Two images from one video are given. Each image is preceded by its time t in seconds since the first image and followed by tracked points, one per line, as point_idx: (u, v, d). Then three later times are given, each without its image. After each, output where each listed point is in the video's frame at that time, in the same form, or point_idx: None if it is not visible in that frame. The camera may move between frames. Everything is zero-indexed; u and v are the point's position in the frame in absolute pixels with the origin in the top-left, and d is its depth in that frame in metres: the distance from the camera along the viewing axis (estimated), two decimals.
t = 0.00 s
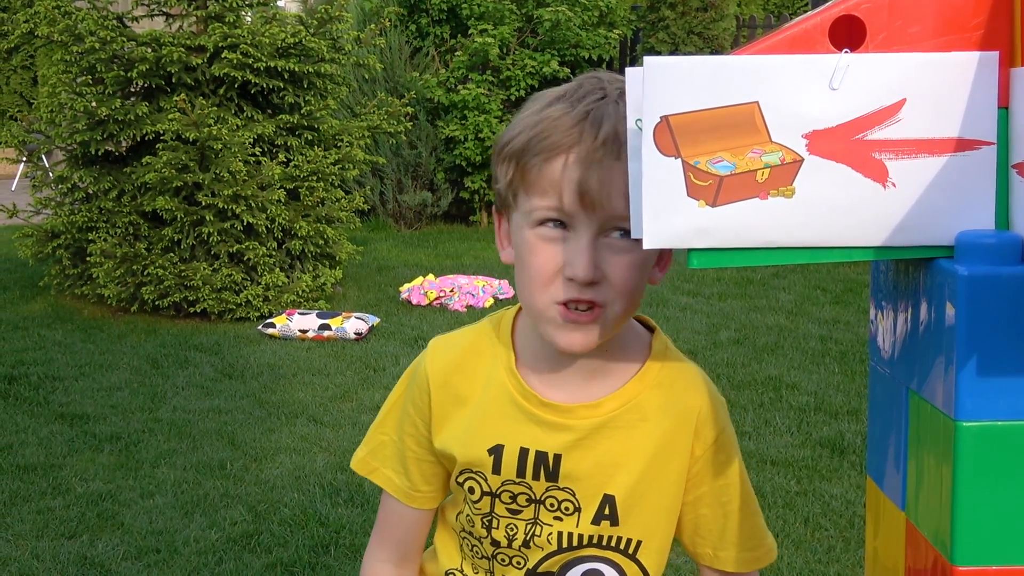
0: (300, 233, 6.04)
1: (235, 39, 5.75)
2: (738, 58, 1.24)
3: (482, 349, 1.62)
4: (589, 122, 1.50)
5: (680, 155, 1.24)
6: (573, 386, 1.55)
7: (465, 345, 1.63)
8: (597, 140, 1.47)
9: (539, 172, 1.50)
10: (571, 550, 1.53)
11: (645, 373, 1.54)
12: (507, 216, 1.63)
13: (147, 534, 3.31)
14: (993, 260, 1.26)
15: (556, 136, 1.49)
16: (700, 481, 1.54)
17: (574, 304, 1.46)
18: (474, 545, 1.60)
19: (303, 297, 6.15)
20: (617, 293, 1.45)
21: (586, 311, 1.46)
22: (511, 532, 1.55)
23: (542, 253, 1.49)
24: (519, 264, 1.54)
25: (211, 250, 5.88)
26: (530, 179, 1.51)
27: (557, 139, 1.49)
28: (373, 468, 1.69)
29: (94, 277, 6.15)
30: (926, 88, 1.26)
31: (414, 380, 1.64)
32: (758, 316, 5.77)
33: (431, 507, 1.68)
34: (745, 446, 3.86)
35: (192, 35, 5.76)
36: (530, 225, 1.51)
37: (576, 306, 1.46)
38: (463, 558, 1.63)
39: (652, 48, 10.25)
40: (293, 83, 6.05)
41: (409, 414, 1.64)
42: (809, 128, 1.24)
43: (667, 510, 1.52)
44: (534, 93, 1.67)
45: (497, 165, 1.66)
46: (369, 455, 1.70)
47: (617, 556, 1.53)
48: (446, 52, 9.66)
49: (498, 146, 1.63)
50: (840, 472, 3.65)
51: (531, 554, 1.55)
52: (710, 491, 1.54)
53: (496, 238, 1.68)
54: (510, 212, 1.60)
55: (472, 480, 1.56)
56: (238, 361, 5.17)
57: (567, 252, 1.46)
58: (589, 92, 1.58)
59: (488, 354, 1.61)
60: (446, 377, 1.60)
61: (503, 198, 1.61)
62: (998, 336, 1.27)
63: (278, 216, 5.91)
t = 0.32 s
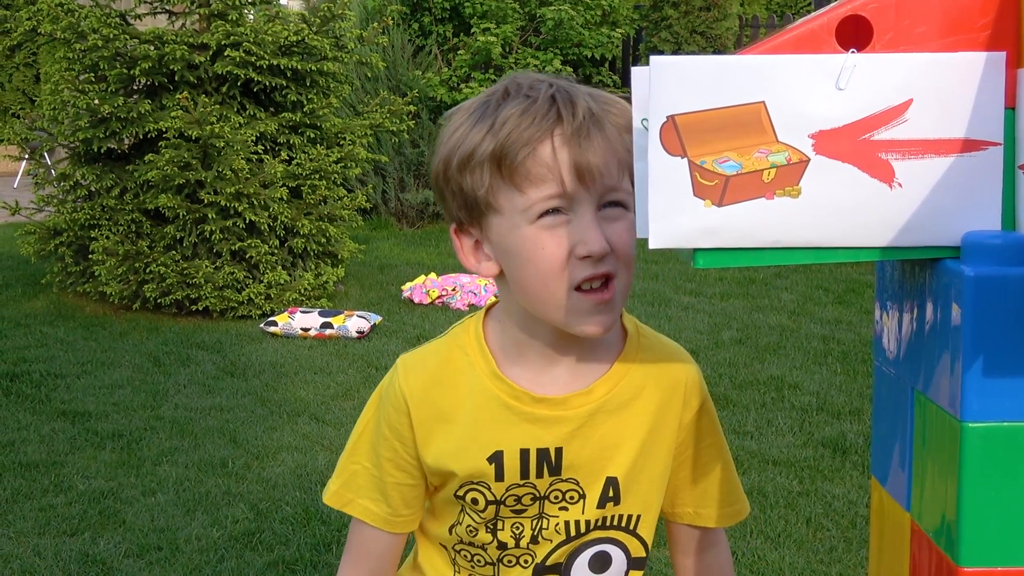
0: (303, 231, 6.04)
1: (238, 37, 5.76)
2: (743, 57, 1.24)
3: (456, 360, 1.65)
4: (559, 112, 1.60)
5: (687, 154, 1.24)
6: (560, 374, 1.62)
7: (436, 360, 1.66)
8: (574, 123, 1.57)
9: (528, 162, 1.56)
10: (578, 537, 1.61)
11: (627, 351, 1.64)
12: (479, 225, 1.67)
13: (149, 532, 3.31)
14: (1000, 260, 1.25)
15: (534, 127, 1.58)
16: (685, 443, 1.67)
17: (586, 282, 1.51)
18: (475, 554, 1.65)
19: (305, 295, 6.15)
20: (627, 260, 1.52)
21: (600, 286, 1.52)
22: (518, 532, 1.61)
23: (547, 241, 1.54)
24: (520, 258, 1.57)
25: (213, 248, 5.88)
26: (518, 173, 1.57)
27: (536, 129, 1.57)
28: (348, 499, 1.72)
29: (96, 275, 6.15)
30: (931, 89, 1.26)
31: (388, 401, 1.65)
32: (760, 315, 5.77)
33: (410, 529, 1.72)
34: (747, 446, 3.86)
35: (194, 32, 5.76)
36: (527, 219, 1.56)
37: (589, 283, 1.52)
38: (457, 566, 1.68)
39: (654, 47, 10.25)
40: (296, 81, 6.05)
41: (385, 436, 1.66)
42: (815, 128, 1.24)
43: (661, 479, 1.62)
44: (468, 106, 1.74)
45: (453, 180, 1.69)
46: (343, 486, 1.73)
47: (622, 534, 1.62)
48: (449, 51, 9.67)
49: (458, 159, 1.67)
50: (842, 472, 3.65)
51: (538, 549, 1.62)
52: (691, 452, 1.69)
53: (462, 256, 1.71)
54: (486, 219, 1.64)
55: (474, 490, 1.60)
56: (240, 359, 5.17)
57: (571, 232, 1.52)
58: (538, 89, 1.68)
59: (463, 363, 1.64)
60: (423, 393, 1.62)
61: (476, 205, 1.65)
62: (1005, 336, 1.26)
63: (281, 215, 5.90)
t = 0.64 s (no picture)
0: (305, 229, 6.02)
1: (242, 34, 5.74)
2: (757, 61, 1.24)
3: (434, 375, 1.61)
4: (504, 116, 1.57)
5: (700, 157, 1.25)
6: (538, 376, 1.59)
7: (415, 376, 1.62)
8: (520, 125, 1.54)
9: (479, 168, 1.52)
10: (576, 533, 1.60)
11: (607, 342, 1.62)
12: (437, 235, 1.63)
13: (150, 528, 3.31)
14: (1013, 264, 1.25)
15: (481, 133, 1.54)
16: (673, 428, 1.66)
17: (548, 283, 1.48)
18: (478, 564, 1.63)
19: (307, 293, 6.14)
20: (585, 257, 1.50)
21: (562, 287, 1.48)
22: (519, 537, 1.60)
23: (505, 246, 1.50)
24: (480, 266, 1.53)
25: (215, 245, 5.88)
26: (470, 180, 1.53)
27: (484, 134, 1.54)
28: (341, 527, 1.68)
29: (97, 271, 6.15)
30: (947, 91, 1.24)
31: (372, 422, 1.62)
32: (761, 317, 5.78)
33: (408, 550, 1.68)
34: (749, 447, 3.86)
35: (198, 29, 5.76)
36: (483, 226, 1.52)
37: (551, 284, 1.48)
38: None
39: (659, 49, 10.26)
40: (299, 79, 6.03)
41: (372, 457, 1.62)
42: (828, 131, 1.24)
43: (647, 465, 1.60)
44: (411, 116, 1.70)
45: (406, 193, 1.66)
46: (335, 516, 1.68)
47: (618, 525, 1.61)
48: (452, 50, 9.78)
49: (408, 171, 1.64)
50: (844, 474, 3.66)
51: (540, 551, 1.61)
52: (679, 436, 1.67)
53: (424, 266, 1.67)
54: (443, 229, 1.60)
55: (471, 499, 1.57)
56: (241, 357, 5.17)
57: (530, 234, 1.49)
58: (480, 93, 1.65)
59: (442, 376, 1.60)
60: (405, 412, 1.58)
61: (432, 215, 1.61)
62: (1017, 341, 1.26)
63: (283, 212, 5.90)
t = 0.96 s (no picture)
0: (305, 228, 6.01)
1: (243, 33, 5.75)
2: (760, 63, 1.24)
3: (414, 377, 1.59)
4: (483, 120, 1.52)
5: (702, 158, 1.25)
6: (522, 376, 1.56)
7: (397, 379, 1.60)
8: (500, 130, 1.50)
9: (458, 173, 1.48)
10: (565, 536, 1.56)
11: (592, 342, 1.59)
12: (412, 241, 1.58)
13: (149, 527, 3.31)
14: (1014, 268, 1.25)
15: (460, 139, 1.50)
16: (661, 426, 1.63)
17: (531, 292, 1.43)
18: (466, 570, 1.60)
19: (307, 292, 6.13)
20: (565, 265, 1.46)
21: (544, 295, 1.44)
22: (507, 541, 1.57)
23: (485, 253, 1.45)
24: (459, 274, 1.48)
25: (215, 243, 5.88)
26: (449, 187, 1.48)
27: (463, 139, 1.50)
28: (325, 530, 1.66)
29: (98, 269, 6.15)
30: (949, 93, 1.24)
31: (353, 425, 1.60)
32: (760, 319, 5.78)
33: (394, 555, 1.66)
34: (748, 449, 3.86)
35: (200, 28, 5.77)
36: (463, 233, 1.47)
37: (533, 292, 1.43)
38: None
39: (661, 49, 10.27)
40: (301, 78, 6.02)
41: (354, 461, 1.60)
42: (830, 135, 1.24)
43: (635, 465, 1.56)
44: (382, 118, 1.65)
45: (379, 198, 1.61)
46: (319, 519, 1.66)
47: (607, 527, 1.57)
48: (453, 50, 9.77)
49: (383, 176, 1.59)
50: (843, 476, 3.66)
51: (529, 555, 1.57)
52: (668, 437, 1.64)
53: (398, 273, 1.62)
54: (419, 235, 1.55)
55: (453, 503, 1.54)
56: (241, 355, 5.17)
57: (511, 241, 1.44)
58: (455, 95, 1.61)
59: (421, 379, 1.58)
60: (385, 414, 1.56)
61: (407, 222, 1.56)
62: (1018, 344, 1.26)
63: (283, 211, 5.89)
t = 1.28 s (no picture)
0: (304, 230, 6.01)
1: (241, 35, 5.75)
2: (753, 65, 1.24)
3: (400, 390, 1.59)
4: (441, 138, 1.51)
5: (696, 160, 1.25)
6: (510, 384, 1.56)
7: (384, 391, 1.60)
8: (461, 145, 1.50)
9: (429, 195, 1.47)
10: (554, 542, 1.55)
11: (579, 346, 1.58)
12: (389, 267, 1.57)
13: (146, 529, 3.31)
14: (1006, 270, 1.25)
15: (424, 161, 1.49)
16: (652, 427, 1.62)
17: (518, 297, 1.44)
18: None
19: (305, 294, 6.12)
20: (544, 264, 1.47)
21: (529, 298, 1.45)
22: (497, 549, 1.56)
23: (467, 269, 1.45)
24: (444, 294, 1.48)
25: (213, 245, 5.88)
26: (420, 211, 1.47)
27: (427, 160, 1.49)
28: (320, 543, 1.65)
29: (96, 271, 6.15)
30: (942, 95, 1.24)
31: (343, 438, 1.60)
32: (758, 320, 5.78)
33: (389, 565, 1.66)
34: (745, 450, 3.87)
35: (198, 30, 5.77)
36: (442, 253, 1.46)
37: (519, 297, 1.44)
38: None
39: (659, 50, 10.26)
40: (299, 80, 6.02)
41: (345, 472, 1.60)
42: (824, 136, 1.24)
43: (625, 467, 1.56)
44: (335, 150, 1.63)
45: (351, 230, 1.59)
46: (313, 533, 1.66)
47: (597, 532, 1.56)
48: (451, 51, 9.77)
49: (351, 208, 1.57)
50: (840, 478, 3.66)
51: (519, 562, 1.57)
52: (659, 438, 1.63)
53: (378, 298, 1.61)
54: (397, 261, 1.54)
55: (443, 512, 1.54)
56: (239, 357, 5.17)
57: (491, 252, 1.44)
58: (405, 116, 1.59)
59: (406, 391, 1.59)
60: (372, 426, 1.57)
61: (384, 250, 1.55)
62: (1009, 346, 1.26)
63: (281, 213, 5.89)
